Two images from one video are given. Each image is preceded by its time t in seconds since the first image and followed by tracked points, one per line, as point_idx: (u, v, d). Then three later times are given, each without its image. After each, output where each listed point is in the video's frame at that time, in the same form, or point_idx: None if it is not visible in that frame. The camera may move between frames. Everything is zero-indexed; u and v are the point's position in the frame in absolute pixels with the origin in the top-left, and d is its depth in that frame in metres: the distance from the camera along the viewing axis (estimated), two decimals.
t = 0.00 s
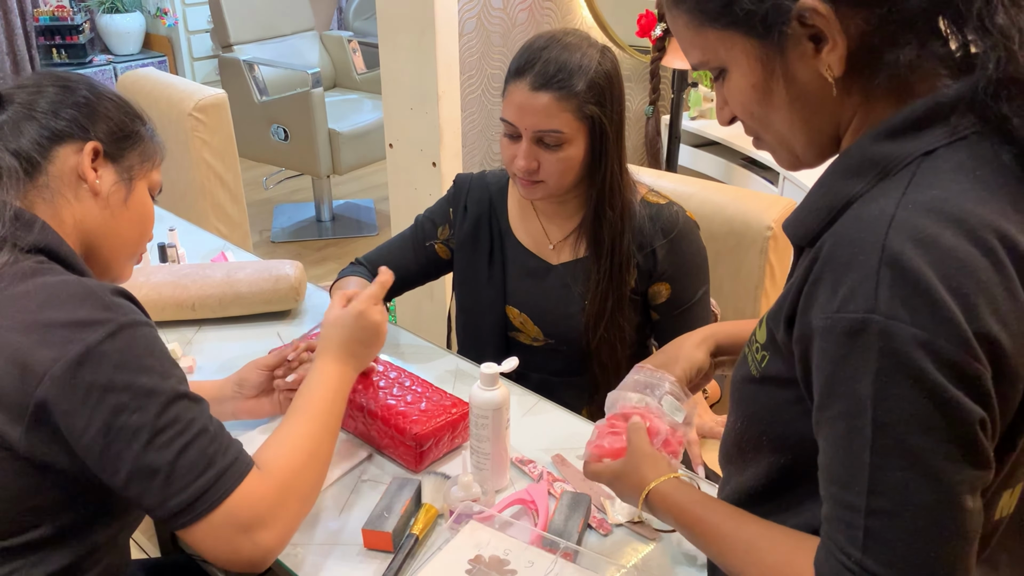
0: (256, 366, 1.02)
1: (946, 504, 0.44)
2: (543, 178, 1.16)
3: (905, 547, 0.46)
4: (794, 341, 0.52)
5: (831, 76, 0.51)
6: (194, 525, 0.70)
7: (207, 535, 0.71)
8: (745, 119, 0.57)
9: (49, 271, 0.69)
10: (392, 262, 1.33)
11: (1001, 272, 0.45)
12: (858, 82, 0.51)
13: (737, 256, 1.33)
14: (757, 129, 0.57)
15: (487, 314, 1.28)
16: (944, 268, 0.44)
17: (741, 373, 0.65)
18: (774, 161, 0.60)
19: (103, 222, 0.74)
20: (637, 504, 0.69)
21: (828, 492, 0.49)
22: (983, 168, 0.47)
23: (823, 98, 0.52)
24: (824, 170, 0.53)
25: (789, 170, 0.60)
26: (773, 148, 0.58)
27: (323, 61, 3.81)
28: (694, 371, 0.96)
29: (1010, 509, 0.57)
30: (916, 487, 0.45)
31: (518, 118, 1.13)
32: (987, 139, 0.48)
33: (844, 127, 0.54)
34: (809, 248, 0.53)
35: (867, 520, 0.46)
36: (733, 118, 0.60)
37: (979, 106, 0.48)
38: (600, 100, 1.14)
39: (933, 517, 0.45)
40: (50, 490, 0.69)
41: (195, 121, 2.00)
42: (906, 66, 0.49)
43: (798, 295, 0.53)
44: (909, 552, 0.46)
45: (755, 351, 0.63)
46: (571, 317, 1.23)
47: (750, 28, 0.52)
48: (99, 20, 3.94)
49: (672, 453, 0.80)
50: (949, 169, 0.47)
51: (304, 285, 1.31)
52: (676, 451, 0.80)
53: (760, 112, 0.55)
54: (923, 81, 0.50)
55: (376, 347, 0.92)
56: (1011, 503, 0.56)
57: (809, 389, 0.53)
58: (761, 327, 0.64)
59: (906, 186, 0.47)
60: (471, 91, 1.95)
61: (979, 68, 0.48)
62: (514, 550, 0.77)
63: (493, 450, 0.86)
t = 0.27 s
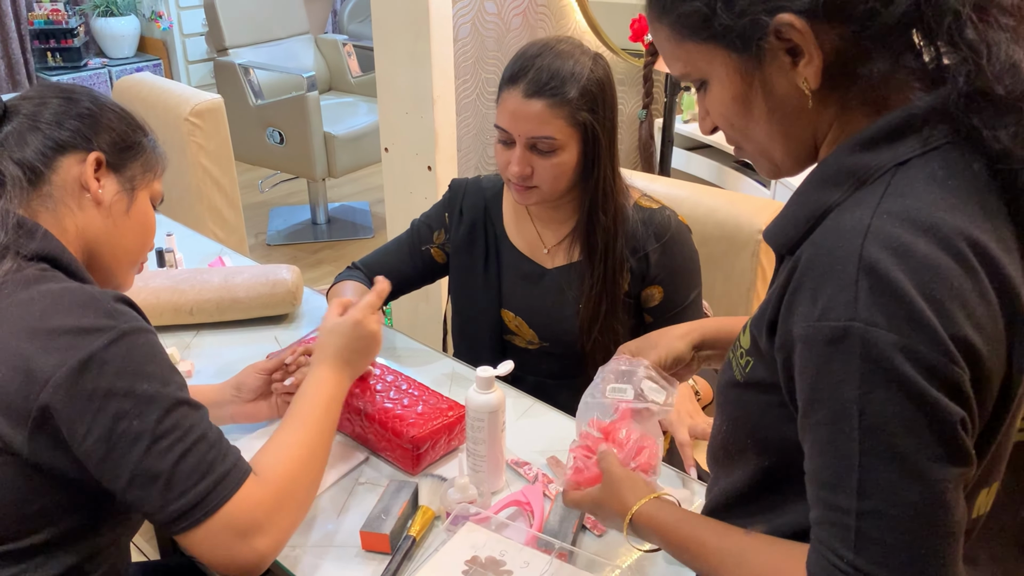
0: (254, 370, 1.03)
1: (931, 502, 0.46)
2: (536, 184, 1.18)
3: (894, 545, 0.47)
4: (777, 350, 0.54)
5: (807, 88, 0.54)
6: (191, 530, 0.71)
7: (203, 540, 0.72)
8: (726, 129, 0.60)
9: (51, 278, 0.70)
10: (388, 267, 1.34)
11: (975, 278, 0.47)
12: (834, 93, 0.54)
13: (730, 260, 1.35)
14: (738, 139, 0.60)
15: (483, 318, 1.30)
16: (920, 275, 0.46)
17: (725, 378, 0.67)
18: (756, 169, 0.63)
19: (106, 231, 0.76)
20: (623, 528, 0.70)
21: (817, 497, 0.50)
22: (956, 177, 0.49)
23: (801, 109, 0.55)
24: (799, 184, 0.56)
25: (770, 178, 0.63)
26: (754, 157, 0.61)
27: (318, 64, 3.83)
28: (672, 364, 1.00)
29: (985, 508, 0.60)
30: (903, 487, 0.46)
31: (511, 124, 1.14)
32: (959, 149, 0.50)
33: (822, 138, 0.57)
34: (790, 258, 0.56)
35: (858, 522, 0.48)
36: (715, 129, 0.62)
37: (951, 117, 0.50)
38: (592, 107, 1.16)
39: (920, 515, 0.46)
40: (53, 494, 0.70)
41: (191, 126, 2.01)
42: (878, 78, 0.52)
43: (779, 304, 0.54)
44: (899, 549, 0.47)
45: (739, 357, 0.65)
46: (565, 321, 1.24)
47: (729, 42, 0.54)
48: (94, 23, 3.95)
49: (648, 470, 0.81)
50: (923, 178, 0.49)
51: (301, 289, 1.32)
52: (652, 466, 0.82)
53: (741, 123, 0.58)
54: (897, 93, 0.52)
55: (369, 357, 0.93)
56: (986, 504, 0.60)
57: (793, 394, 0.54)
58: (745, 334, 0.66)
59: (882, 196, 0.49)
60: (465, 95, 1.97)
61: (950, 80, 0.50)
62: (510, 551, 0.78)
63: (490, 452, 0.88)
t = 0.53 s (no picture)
0: (246, 375, 1.03)
1: (896, 509, 0.48)
2: (528, 189, 1.18)
3: (862, 548, 0.49)
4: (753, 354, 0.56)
5: (783, 99, 0.56)
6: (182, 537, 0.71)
7: (195, 546, 0.72)
8: (707, 139, 0.62)
9: (46, 285, 0.70)
10: (381, 271, 1.34)
11: (945, 288, 0.49)
12: (811, 104, 0.56)
13: (721, 264, 1.36)
14: (718, 148, 0.63)
15: (475, 322, 1.30)
16: (890, 285, 0.48)
17: (707, 384, 0.68)
18: (736, 178, 0.65)
19: (101, 238, 0.76)
20: (609, 518, 0.72)
21: (790, 500, 0.52)
22: (930, 190, 0.51)
23: (778, 120, 0.58)
24: (778, 193, 0.58)
25: (750, 186, 0.65)
26: (734, 166, 0.64)
27: (313, 66, 3.83)
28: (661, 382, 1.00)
29: (961, 512, 0.62)
30: (870, 492, 0.48)
31: (504, 130, 1.15)
32: (932, 157, 0.53)
33: (799, 146, 0.59)
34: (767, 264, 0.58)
35: (826, 525, 0.50)
36: (696, 137, 0.65)
37: (926, 127, 0.53)
38: (584, 113, 1.17)
39: (888, 520, 0.48)
40: (46, 499, 0.70)
41: (185, 128, 2.01)
42: (855, 90, 0.54)
43: (755, 311, 0.56)
44: (867, 552, 0.49)
45: (720, 361, 0.65)
46: (557, 325, 1.25)
47: (707, 54, 0.56)
48: (87, 24, 3.94)
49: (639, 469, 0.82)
50: (898, 190, 0.51)
51: (294, 293, 1.32)
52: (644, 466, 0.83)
53: (720, 133, 0.61)
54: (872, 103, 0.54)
55: (349, 365, 0.95)
56: (962, 507, 0.61)
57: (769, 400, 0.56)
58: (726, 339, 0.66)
59: (856, 205, 0.52)
60: (459, 98, 1.97)
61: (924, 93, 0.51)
62: (500, 556, 0.79)
63: (480, 457, 0.88)
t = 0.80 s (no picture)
0: (249, 374, 1.03)
1: (896, 510, 0.48)
2: (532, 191, 1.18)
3: (863, 550, 0.49)
4: (755, 355, 0.56)
5: (788, 101, 0.56)
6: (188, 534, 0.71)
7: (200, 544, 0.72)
8: (711, 140, 0.63)
9: (50, 283, 0.70)
10: (384, 271, 1.34)
11: (947, 290, 0.49)
12: (814, 106, 0.56)
13: (723, 267, 1.36)
14: (722, 150, 0.63)
15: (478, 323, 1.30)
16: (891, 286, 0.48)
17: (709, 385, 0.68)
18: (740, 179, 0.65)
19: (106, 236, 0.76)
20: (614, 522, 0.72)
21: (791, 501, 0.52)
22: (934, 192, 0.52)
23: (781, 122, 0.58)
24: (782, 194, 0.58)
25: (754, 188, 0.66)
26: (738, 167, 0.64)
27: (315, 66, 3.83)
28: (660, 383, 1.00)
29: (963, 516, 0.62)
30: (870, 493, 0.48)
31: (508, 132, 1.15)
32: (934, 160, 0.53)
33: (802, 148, 0.59)
34: (769, 266, 0.58)
35: (826, 526, 0.50)
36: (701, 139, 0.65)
37: (929, 130, 0.53)
38: (588, 116, 1.17)
39: (888, 522, 0.48)
40: (49, 497, 0.70)
41: (188, 127, 2.01)
42: (858, 93, 0.54)
43: (757, 311, 0.56)
44: (867, 554, 0.49)
45: (723, 363, 0.66)
46: (559, 326, 1.25)
47: (712, 56, 0.57)
48: (90, 22, 3.94)
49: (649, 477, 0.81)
50: (902, 193, 0.51)
51: (297, 293, 1.32)
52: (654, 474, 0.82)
53: (725, 134, 0.61)
54: (875, 106, 0.54)
55: (355, 359, 0.95)
56: (964, 510, 0.62)
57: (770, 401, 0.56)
58: (729, 341, 0.67)
59: (858, 207, 0.52)
60: (461, 99, 1.97)
61: (928, 96, 0.52)
62: (503, 557, 0.79)
63: (483, 458, 0.88)
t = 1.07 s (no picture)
0: (261, 375, 1.04)
1: (909, 511, 0.49)
2: (541, 197, 1.19)
3: (875, 553, 0.50)
4: (767, 360, 0.56)
5: (798, 110, 0.57)
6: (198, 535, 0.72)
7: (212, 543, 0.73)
8: (722, 148, 0.63)
9: (67, 283, 0.71)
10: (394, 274, 1.36)
11: (957, 296, 0.50)
12: (824, 115, 0.57)
13: (732, 273, 1.37)
14: (732, 158, 0.64)
15: (486, 326, 1.31)
16: (902, 291, 0.49)
17: (719, 391, 0.68)
18: (750, 187, 0.66)
19: (122, 237, 0.78)
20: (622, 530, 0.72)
21: (803, 505, 0.53)
22: (944, 200, 0.52)
23: (792, 130, 0.59)
24: (793, 202, 0.58)
25: (765, 195, 0.66)
26: (748, 175, 0.64)
27: (324, 70, 3.85)
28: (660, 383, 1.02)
29: (971, 520, 0.63)
30: (881, 497, 0.49)
31: (518, 137, 1.16)
32: (944, 169, 0.54)
33: (813, 156, 0.60)
34: (778, 272, 0.59)
35: (842, 529, 0.50)
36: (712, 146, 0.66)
37: (938, 139, 0.53)
38: (598, 122, 1.17)
39: (903, 524, 0.49)
40: (66, 495, 0.71)
41: (199, 130, 2.02)
42: (867, 103, 0.55)
43: (768, 318, 0.57)
44: (881, 556, 0.50)
45: (733, 369, 0.66)
46: (568, 330, 1.26)
47: (723, 66, 0.57)
48: (101, 24, 3.96)
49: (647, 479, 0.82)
50: (912, 201, 0.52)
51: (307, 295, 1.34)
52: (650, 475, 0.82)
53: (735, 142, 0.62)
54: (885, 115, 0.55)
55: (364, 362, 0.96)
56: (972, 515, 0.62)
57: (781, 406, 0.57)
58: (738, 346, 0.67)
59: (869, 215, 0.52)
60: (472, 103, 1.97)
61: (936, 107, 0.53)
62: (513, 559, 0.79)
63: (492, 461, 0.89)
